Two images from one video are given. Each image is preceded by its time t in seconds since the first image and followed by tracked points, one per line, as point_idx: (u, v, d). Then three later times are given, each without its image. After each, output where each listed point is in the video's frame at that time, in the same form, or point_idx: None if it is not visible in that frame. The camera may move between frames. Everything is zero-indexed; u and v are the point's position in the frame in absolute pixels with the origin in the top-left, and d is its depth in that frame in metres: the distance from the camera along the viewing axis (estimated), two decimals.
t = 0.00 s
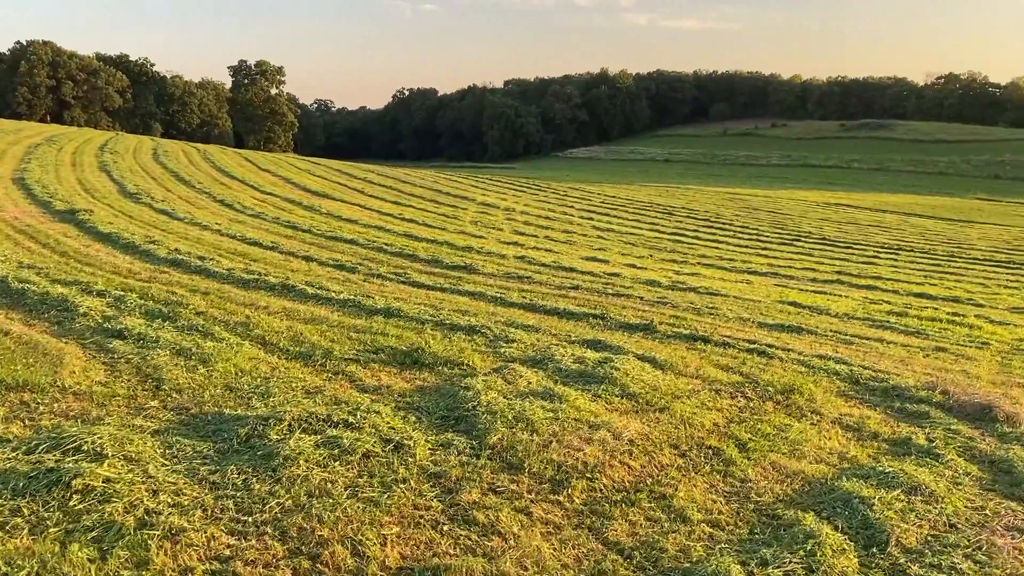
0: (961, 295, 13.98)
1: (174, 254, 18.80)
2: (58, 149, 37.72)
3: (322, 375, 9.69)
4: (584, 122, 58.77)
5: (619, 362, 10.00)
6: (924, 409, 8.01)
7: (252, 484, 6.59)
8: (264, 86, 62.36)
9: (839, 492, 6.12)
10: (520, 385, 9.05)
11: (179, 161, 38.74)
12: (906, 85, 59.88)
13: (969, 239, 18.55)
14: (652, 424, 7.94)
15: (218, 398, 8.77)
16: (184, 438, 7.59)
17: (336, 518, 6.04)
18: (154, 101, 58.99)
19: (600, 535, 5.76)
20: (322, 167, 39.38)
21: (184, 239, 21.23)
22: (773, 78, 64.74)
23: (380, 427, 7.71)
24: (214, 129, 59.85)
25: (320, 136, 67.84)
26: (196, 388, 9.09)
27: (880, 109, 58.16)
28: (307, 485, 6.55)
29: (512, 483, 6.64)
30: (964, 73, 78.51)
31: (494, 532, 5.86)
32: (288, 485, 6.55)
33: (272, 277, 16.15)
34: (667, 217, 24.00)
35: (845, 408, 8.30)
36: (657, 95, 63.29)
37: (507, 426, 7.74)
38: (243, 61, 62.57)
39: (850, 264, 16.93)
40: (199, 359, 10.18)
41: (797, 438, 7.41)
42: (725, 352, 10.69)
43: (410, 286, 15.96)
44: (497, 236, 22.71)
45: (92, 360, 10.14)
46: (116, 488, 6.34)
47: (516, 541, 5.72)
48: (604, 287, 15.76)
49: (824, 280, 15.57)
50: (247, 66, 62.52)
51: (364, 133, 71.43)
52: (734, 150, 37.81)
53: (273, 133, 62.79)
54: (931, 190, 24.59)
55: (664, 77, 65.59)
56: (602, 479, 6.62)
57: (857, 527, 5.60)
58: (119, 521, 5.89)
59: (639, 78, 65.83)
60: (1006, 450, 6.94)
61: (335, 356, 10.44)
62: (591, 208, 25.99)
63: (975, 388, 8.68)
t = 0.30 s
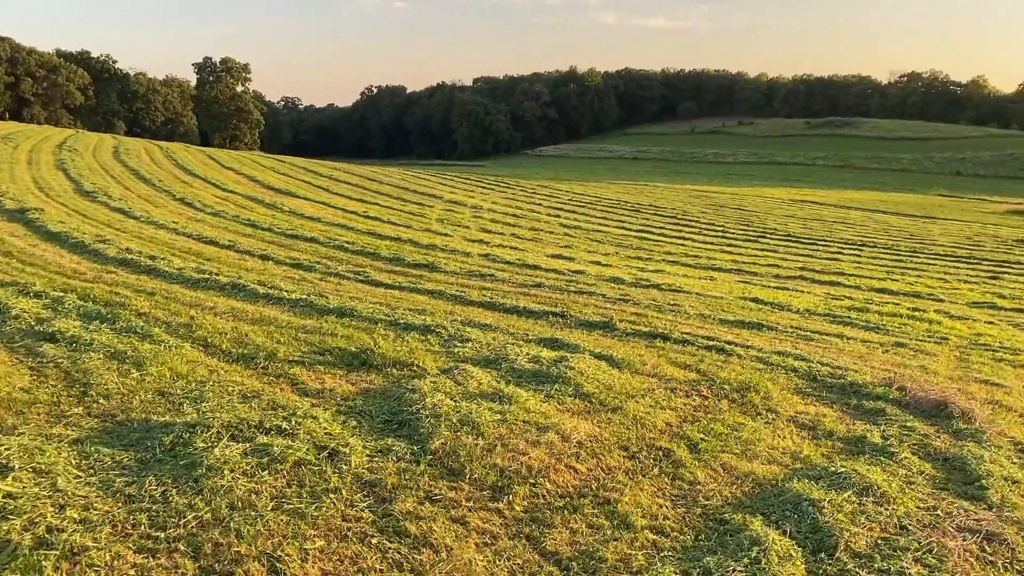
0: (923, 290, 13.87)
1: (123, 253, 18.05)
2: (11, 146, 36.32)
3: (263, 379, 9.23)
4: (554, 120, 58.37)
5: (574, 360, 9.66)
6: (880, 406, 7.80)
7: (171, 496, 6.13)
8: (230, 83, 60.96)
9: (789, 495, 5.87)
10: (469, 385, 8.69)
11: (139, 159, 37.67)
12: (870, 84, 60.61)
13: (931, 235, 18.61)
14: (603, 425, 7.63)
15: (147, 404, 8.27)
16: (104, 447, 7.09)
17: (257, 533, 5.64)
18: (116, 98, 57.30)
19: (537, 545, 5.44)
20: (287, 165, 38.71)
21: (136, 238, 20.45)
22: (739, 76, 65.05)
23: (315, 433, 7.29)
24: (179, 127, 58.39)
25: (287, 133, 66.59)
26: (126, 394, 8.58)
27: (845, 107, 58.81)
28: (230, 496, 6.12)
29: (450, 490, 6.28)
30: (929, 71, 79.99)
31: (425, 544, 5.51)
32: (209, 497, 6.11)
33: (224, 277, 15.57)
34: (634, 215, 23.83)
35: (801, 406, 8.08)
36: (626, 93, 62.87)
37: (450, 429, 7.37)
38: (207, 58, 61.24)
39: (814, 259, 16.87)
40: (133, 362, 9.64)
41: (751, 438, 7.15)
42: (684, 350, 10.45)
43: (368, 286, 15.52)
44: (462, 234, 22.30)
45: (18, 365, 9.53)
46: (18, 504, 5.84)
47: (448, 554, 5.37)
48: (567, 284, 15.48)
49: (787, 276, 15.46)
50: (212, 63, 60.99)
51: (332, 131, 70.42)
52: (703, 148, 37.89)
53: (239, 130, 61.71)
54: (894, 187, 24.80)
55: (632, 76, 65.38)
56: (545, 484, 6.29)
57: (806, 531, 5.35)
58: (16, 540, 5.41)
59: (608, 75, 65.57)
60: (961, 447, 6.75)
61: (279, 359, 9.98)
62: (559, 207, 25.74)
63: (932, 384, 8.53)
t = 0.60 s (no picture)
0: (881, 286, 13.74)
1: (65, 255, 17.24)
2: None
3: (194, 387, 8.72)
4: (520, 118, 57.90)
5: (524, 362, 9.30)
6: (833, 406, 7.58)
7: (72, 517, 5.64)
8: (192, 82, 59.72)
9: (734, 501, 5.59)
10: (412, 390, 8.29)
11: (94, 158, 36.44)
12: (832, 84, 61.21)
13: (891, 231, 18.63)
14: (548, 430, 7.28)
15: (65, 415, 7.72)
16: (8, 463, 6.55)
17: (162, 557, 5.19)
18: (72, 96, 55.41)
19: (466, 563, 5.09)
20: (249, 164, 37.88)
21: (82, 239, 19.60)
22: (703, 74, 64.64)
23: (241, 445, 6.84)
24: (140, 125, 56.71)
25: (251, 132, 65.33)
26: (42, 404, 8.00)
27: (808, 106, 59.33)
28: (138, 515, 5.65)
29: (379, 505, 5.89)
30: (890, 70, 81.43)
31: (345, 565, 5.13)
32: (114, 516, 5.63)
33: (169, 279, 14.92)
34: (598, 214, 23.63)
35: (753, 406, 7.84)
36: (592, 92, 62.53)
37: (386, 438, 6.96)
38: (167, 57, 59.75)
39: (775, 257, 16.79)
40: (55, 370, 9.04)
41: (699, 441, 6.87)
42: (639, 350, 10.15)
43: (321, 287, 15.02)
44: (423, 233, 21.85)
45: None
46: None
47: None
48: (526, 283, 15.14)
49: (749, 274, 15.33)
50: (173, 61, 59.76)
51: (296, 129, 69.24)
52: (670, 146, 37.91)
53: (201, 129, 60.39)
54: (856, 184, 24.98)
55: (598, 75, 65.08)
56: (480, 495, 5.92)
57: (748, 541, 5.07)
58: None
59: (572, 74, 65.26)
60: (913, 448, 6.53)
61: (214, 365, 9.47)
62: (524, 207, 25.45)
63: (886, 383, 8.34)
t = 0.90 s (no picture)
0: (837, 284, 13.63)
1: None
2: None
3: (115, 396, 8.19)
4: (485, 117, 57.38)
5: (470, 364, 8.92)
6: (782, 406, 7.36)
7: None
8: (150, 81, 58.32)
9: (671, 507, 5.30)
10: (347, 396, 7.88)
11: (42, 157, 35.17)
12: (793, 84, 61.82)
13: (849, 229, 18.67)
14: (486, 435, 6.92)
15: None
16: None
17: None
18: (26, 94, 52.64)
19: None
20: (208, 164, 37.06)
21: (21, 240, 18.68)
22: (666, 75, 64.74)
23: (152, 456, 6.37)
24: (96, 124, 54.92)
25: (211, 132, 64.08)
26: None
27: (769, 106, 59.86)
28: (27, 537, 5.18)
29: (294, 520, 5.51)
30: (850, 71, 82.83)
31: None
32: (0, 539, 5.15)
33: (108, 281, 14.23)
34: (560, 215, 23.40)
35: (701, 407, 7.59)
36: (556, 91, 62.23)
37: (311, 448, 6.58)
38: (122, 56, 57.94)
39: (734, 255, 16.74)
40: None
41: (643, 444, 6.57)
42: (590, 350, 9.85)
43: (269, 290, 14.50)
44: (382, 235, 21.40)
45: None
46: None
47: None
48: (482, 283, 14.78)
49: (707, 272, 15.26)
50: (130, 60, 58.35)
51: (257, 129, 68.00)
52: (634, 146, 37.93)
53: (159, 129, 58.99)
54: (815, 183, 25.16)
55: (561, 74, 64.81)
56: (404, 507, 5.58)
57: (683, 551, 4.79)
58: None
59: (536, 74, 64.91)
60: (860, 447, 6.31)
61: (141, 371, 8.93)
62: (487, 208, 25.15)
63: (836, 380, 8.16)
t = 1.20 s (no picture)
0: (793, 281, 13.56)
1: None
2: None
3: (29, 404, 7.64)
4: (450, 117, 56.82)
5: (412, 366, 8.54)
6: (729, 405, 7.13)
7: None
8: (105, 79, 56.52)
9: (604, 513, 5.01)
10: (278, 403, 7.46)
11: None
12: (754, 85, 62.36)
13: (807, 228, 18.73)
14: (420, 440, 6.56)
15: None
16: None
17: None
18: None
19: None
20: (164, 164, 36.23)
21: None
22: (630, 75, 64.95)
23: (54, 469, 5.88)
24: (51, 125, 52.87)
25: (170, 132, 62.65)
26: None
27: (730, 107, 60.56)
28: None
29: (203, 537, 5.13)
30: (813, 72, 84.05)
31: None
32: None
33: (43, 283, 13.54)
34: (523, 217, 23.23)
35: (646, 407, 7.32)
36: (520, 91, 61.72)
37: (230, 457, 6.17)
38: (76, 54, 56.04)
39: (694, 254, 16.75)
40: None
41: (582, 447, 6.27)
42: (539, 351, 9.53)
43: (214, 292, 13.95)
44: (339, 237, 20.90)
45: None
46: None
47: None
48: (436, 284, 14.45)
49: (665, 271, 15.20)
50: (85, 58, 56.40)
51: (218, 129, 66.71)
52: (599, 146, 37.93)
53: (116, 129, 57.31)
54: (774, 182, 25.37)
55: (524, 74, 64.36)
56: (322, 520, 5.22)
57: (611, 560, 4.51)
58: None
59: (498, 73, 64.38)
60: (804, 447, 6.08)
61: (61, 377, 8.38)
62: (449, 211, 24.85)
63: (786, 379, 7.97)
